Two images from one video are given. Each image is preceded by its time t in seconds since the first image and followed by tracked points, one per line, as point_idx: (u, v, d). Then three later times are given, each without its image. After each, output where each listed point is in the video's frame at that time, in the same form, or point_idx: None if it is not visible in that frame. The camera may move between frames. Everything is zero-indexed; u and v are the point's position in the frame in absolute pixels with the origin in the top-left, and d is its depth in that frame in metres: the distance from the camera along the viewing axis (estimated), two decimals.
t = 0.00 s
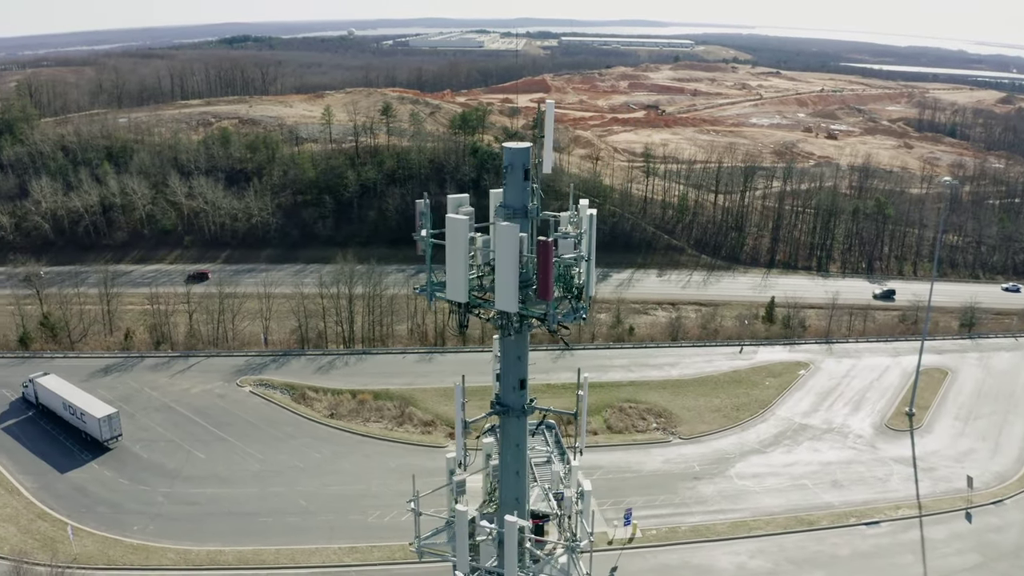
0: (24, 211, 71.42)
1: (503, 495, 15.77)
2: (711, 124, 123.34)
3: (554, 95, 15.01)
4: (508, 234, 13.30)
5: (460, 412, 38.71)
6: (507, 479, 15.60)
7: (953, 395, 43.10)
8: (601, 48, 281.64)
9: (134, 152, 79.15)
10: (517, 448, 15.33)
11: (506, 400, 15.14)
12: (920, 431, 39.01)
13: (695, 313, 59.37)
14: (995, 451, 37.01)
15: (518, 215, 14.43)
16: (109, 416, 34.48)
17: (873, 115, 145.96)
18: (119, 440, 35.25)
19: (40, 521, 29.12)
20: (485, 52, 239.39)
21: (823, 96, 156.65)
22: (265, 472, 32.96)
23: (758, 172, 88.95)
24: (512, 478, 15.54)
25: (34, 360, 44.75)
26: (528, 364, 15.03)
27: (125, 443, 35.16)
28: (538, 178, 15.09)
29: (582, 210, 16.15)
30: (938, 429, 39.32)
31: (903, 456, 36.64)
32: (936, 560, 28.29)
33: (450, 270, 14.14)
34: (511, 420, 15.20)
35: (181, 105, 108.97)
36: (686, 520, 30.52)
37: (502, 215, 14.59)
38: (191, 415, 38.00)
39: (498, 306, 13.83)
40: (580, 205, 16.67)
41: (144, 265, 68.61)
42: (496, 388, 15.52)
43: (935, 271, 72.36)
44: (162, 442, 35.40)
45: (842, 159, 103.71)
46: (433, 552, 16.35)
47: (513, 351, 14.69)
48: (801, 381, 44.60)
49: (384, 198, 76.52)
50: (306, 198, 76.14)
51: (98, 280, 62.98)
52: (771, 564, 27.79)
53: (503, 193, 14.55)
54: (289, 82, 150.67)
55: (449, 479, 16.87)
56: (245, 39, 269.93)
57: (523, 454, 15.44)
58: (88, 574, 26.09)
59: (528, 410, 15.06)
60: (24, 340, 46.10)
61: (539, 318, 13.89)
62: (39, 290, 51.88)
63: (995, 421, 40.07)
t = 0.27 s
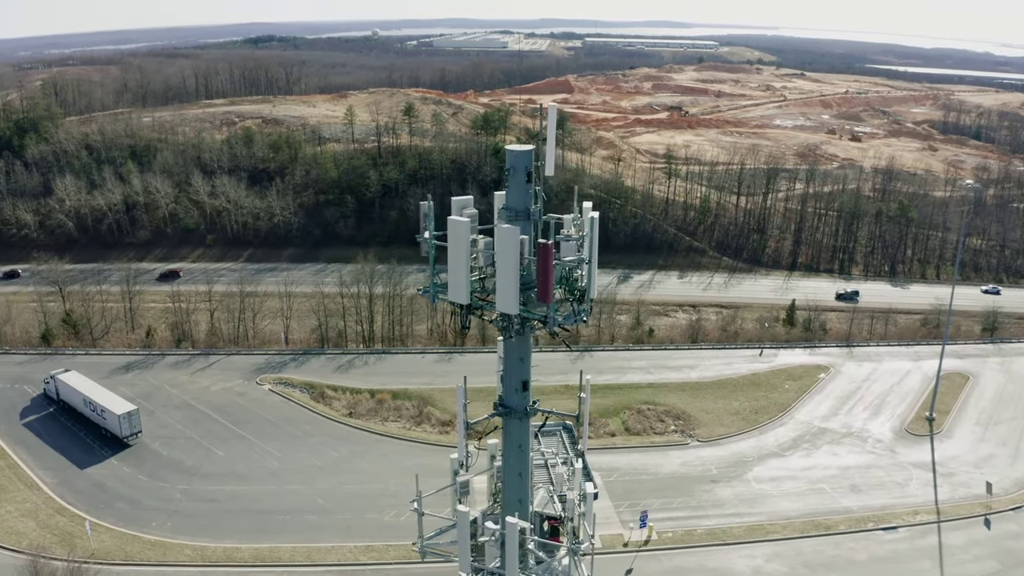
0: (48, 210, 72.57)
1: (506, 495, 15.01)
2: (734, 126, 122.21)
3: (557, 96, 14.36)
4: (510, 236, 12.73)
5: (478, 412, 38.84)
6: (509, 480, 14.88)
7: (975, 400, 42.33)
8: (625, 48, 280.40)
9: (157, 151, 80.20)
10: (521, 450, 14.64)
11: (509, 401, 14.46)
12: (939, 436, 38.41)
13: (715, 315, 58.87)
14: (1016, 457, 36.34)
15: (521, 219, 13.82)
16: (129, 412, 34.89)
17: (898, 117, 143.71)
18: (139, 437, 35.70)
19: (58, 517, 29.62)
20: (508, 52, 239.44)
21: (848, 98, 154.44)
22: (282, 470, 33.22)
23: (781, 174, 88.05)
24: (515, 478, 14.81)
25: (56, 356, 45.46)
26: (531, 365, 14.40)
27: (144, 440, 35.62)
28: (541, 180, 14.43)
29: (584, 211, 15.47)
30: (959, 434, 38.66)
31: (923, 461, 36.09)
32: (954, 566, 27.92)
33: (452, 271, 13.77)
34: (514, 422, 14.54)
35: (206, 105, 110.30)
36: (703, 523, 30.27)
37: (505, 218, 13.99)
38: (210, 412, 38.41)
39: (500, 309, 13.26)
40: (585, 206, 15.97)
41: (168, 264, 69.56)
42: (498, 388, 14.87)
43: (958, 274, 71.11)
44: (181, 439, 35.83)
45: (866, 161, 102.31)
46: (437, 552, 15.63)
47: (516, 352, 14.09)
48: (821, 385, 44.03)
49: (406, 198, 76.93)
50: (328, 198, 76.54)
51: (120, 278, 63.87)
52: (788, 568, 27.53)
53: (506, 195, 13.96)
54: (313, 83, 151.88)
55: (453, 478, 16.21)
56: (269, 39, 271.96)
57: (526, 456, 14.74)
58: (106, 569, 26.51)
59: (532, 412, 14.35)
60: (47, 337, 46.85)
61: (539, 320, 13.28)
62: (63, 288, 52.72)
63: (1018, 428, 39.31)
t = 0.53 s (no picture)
0: (69, 207, 73.55)
1: (509, 497, 14.94)
2: (755, 127, 121.13)
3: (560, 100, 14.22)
4: (511, 239, 12.63)
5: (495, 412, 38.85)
6: (512, 482, 14.81)
7: (995, 405, 41.59)
8: (646, 49, 278.99)
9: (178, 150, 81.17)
10: (523, 452, 14.52)
11: (512, 403, 14.32)
12: (958, 440, 37.80)
13: (734, 317, 58.36)
14: None
15: (523, 221, 13.71)
16: (147, 410, 35.30)
17: (920, 119, 141.73)
18: (156, 434, 36.11)
19: (75, 512, 30.06)
20: (530, 52, 239.24)
21: (870, 99, 152.45)
22: (298, 468, 33.46)
23: (801, 177, 87.13)
24: (517, 480, 14.72)
25: (76, 354, 46.14)
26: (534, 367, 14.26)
27: (161, 437, 36.01)
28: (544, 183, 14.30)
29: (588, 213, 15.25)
30: (977, 439, 38.01)
31: (941, 465, 35.54)
32: (970, 572, 27.46)
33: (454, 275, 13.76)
34: (517, 424, 14.41)
35: (228, 104, 111.43)
36: (717, 526, 30.04)
37: (507, 220, 13.89)
38: (227, 410, 38.80)
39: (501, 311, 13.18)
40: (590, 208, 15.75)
41: (188, 262, 70.37)
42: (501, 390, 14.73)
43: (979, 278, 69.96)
44: (199, 436, 36.21)
45: (888, 164, 100.94)
46: (439, 553, 15.20)
47: (518, 354, 13.96)
48: (839, 388, 43.48)
49: (425, 198, 77.13)
50: (349, 198, 76.79)
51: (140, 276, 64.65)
52: (802, 573, 27.24)
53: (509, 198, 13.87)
54: (335, 82, 152.83)
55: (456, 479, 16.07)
56: (291, 39, 273.68)
57: (528, 458, 14.63)
58: (122, 564, 26.85)
59: (536, 414, 14.23)
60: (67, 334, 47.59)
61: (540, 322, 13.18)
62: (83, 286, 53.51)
63: None
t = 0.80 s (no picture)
0: (93, 205, 74.61)
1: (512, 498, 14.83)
2: (780, 128, 119.80)
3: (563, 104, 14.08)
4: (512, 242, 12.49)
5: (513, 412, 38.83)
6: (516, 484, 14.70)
7: (1018, 411, 40.76)
8: (671, 49, 277.25)
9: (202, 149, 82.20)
10: (527, 454, 14.38)
11: (515, 406, 14.17)
12: (979, 446, 37.10)
13: (756, 320, 57.77)
14: None
15: (526, 225, 13.57)
16: (167, 407, 35.86)
17: (946, 121, 139.31)
18: (176, 431, 36.59)
19: (94, 507, 30.50)
20: (554, 52, 238.82)
21: (896, 101, 150.11)
22: (317, 466, 33.70)
23: (825, 179, 86.05)
24: (521, 482, 14.60)
25: (98, 350, 46.88)
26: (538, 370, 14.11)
27: (181, 434, 36.49)
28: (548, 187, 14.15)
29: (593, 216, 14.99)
30: (999, 445, 37.28)
31: (962, 471, 34.88)
32: None
33: (455, 274, 13.62)
34: (520, 426, 14.28)
35: (252, 103, 112.59)
36: (734, 529, 29.74)
37: (510, 224, 13.76)
38: (247, 407, 39.21)
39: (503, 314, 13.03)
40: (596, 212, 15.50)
41: (211, 260, 71.20)
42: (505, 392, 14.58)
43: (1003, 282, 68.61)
44: (218, 433, 36.62)
45: (913, 166, 99.30)
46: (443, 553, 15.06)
47: (521, 357, 13.81)
48: (860, 392, 42.83)
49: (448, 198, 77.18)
50: (371, 197, 77.08)
51: (163, 273, 65.51)
52: None
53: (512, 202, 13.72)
54: (359, 82, 153.77)
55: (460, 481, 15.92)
56: (317, 38, 275.53)
57: (532, 460, 14.51)
58: (139, 560, 27.16)
59: (539, 417, 14.08)
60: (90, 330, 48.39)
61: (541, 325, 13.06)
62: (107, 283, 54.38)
63: None
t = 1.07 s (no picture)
0: (117, 203, 75.78)
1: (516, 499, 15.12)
2: (803, 130, 118.37)
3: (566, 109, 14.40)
4: (514, 245, 12.81)
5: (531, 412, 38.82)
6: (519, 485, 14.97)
7: None
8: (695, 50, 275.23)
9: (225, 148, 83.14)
10: (529, 456, 14.64)
11: (518, 408, 14.42)
12: (999, 452, 36.43)
13: (777, 322, 57.13)
14: None
15: (529, 227, 13.87)
16: (187, 404, 36.21)
17: (972, 123, 136.85)
18: (195, 428, 36.98)
19: (114, 503, 30.96)
20: (577, 53, 238.18)
21: (921, 104, 147.76)
22: (335, 464, 33.93)
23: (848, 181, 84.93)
24: (524, 483, 14.87)
25: (120, 347, 47.62)
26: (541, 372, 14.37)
27: (200, 431, 36.86)
28: (551, 190, 14.43)
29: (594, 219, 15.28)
30: (1021, 451, 36.56)
31: (982, 477, 34.25)
32: None
33: (458, 276, 13.83)
34: (523, 429, 14.52)
35: (275, 103, 113.56)
36: (751, 532, 29.45)
37: (513, 226, 14.06)
38: (266, 405, 39.61)
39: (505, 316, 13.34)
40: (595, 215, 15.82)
41: (234, 258, 71.98)
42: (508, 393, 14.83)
43: None
44: (237, 431, 36.99)
45: (938, 169, 97.63)
46: (445, 553, 15.92)
47: (523, 359, 14.07)
48: (881, 397, 42.18)
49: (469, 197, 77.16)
50: (393, 197, 77.48)
51: (185, 271, 66.34)
52: None
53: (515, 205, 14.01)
54: (382, 82, 154.40)
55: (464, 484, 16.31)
56: (341, 38, 277.12)
57: (535, 461, 14.77)
58: (157, 555, 27.49)
59: (543, 418, 14.34)
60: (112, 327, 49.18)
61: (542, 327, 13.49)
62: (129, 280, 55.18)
63: None
